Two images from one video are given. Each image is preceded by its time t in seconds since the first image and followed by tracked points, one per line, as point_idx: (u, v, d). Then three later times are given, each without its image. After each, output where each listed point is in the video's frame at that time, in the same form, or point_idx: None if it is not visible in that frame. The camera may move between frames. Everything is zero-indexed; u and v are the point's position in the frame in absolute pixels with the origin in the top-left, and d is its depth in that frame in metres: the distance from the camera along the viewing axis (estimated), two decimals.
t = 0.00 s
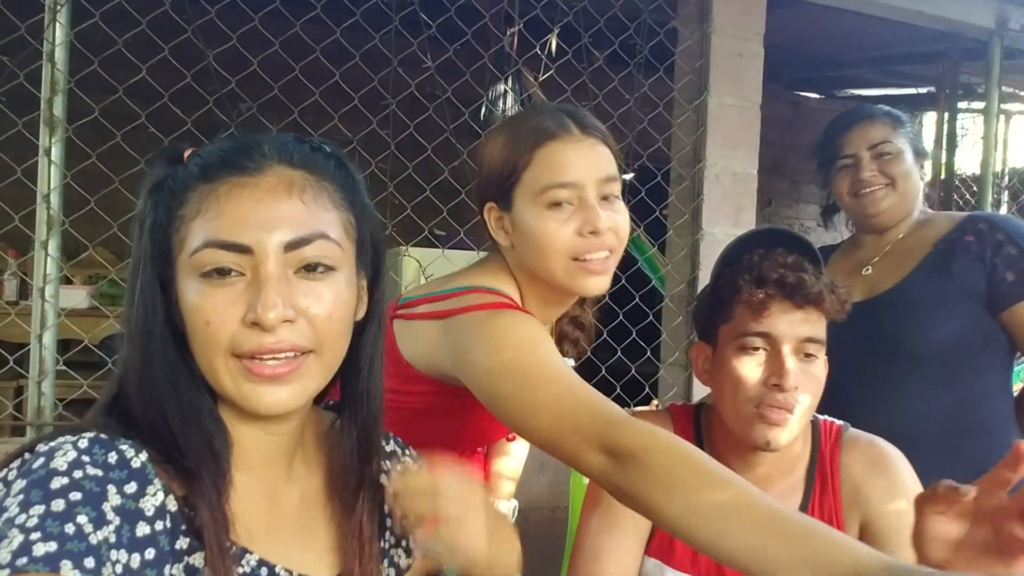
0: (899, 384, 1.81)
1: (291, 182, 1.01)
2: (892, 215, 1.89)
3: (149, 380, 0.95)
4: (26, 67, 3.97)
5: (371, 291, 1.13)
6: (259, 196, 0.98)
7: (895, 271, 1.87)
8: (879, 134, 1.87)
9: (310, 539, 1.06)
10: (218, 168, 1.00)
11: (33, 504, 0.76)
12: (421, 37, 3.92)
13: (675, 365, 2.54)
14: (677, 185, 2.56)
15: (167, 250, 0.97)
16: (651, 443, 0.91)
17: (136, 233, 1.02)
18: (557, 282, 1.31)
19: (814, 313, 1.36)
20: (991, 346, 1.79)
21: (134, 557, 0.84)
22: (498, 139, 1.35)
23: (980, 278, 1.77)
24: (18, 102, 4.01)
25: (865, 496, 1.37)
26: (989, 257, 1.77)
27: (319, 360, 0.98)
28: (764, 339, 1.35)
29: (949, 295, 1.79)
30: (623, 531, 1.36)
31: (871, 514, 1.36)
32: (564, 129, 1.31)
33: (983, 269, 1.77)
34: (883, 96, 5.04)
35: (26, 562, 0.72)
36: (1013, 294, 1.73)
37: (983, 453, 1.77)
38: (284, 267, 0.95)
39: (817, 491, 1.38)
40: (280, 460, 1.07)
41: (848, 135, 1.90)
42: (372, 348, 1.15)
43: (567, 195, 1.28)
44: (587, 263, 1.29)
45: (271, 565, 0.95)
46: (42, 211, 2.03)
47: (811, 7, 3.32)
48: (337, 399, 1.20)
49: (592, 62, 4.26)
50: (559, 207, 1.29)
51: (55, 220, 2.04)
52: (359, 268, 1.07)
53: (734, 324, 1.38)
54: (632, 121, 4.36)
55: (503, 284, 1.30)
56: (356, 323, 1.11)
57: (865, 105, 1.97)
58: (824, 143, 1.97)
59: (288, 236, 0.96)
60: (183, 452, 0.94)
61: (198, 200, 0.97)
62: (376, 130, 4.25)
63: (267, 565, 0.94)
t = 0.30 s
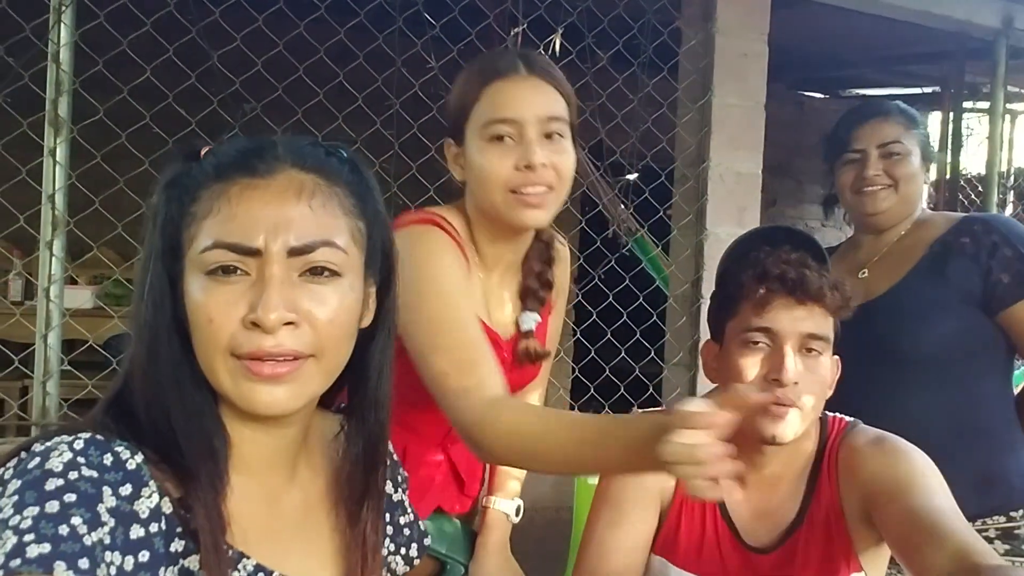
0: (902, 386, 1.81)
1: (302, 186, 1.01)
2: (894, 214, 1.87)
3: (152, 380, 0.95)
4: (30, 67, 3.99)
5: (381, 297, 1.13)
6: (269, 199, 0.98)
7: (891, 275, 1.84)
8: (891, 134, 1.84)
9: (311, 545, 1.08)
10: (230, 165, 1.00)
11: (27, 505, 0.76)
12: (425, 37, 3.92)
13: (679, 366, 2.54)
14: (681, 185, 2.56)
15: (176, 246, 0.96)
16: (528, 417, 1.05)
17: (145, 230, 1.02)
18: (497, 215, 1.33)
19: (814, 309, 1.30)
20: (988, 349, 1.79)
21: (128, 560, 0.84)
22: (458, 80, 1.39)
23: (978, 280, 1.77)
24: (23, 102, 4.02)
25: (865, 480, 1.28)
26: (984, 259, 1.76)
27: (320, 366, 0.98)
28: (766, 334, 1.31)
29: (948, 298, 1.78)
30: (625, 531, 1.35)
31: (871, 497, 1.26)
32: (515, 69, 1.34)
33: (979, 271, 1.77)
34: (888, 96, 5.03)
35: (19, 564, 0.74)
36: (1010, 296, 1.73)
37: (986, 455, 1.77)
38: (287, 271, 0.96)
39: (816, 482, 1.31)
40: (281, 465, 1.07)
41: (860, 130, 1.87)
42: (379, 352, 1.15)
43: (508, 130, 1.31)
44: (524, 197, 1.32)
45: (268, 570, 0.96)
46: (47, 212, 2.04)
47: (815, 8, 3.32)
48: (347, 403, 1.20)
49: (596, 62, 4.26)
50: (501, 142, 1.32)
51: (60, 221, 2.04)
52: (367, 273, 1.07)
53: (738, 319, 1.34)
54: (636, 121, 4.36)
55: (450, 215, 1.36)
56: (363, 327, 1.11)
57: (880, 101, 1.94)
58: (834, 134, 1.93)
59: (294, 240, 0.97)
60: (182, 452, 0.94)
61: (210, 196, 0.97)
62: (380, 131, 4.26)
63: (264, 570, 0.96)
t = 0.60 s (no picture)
0: (906, 387, 1.81)
1: (300, 186, 1.01)
2: (898, 215, 1.86)
3: (151, 382, 0.95)
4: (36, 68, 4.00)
5: (381, 299, 1.13)
6: (266, 200, 0.98)
7: (898, 274, 1.85)
8: (903, 135, 1.82)
9: (311, 548, 1.08)
10: (226, 167, 1.00)
11: (26, 510, 0.77)
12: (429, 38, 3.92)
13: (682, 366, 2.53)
14: (685, 185, 2.56)
15: (173, 248, 0.97)
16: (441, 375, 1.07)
17: (143, 231, 1.02)
18: (439, 164, 1.53)
19: (796, 306, 1.27)
20: (995, 351, 1.78)
21: (128, 563, 0.84)
22: (409, 42, 1.58)
23: (984, 282, 1.76)
24: (28, 103, 4.03)
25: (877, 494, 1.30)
26: (990, 259, 1.75)
27: (320, 365, 0.98)
28: (747, 333, 1.28)
29: (953, 299, 1.77)
30: (623, 538, 1.35)
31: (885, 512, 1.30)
32: (468, 38, 1.54)
33: (985, 273, 1.76)
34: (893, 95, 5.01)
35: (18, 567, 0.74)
36: (1015, 297, 1.72)
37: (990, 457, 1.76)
38: (286, 272, 0.96)
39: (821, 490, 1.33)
40: (281, 467, 1.07)
41: (874, 127, 1.84)
42: (379, 353, 1.15)
43: (457, 93, 1.51)
44: (467, 150, 1.51)
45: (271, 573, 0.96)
46: (52, 213, 2.04)
47: (820, 7, 3.31)
48: (350, 404, 1.19)
49: (600, 62, 4.25)
50: (451, 102, 1.51)
51: (64, 221, 2.05)
52: (367, 274, 1.07)
53: (717, 321, 1.31)
54: (640, 121, 4.35)
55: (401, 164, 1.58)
56: (363, 328, 1.11)
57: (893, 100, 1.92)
58: (846, 129, 1.92)
59: (292, 241, 0.97)
60: (181, 456, 0.94)
61: (206, 197, 0.97)
62: (385, 131, 4.26)
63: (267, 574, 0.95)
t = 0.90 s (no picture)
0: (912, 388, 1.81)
1: (307, 188, 1.01)
2: (913, 217, 1.85)
3: (154, 382, 0.95)
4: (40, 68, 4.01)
5: (384, 300, 1.13)
6: (272, 202, 0.98)
7: (909, 273, 1.85)
8: (926, 138, 1.82)
9: (315, 547, 1.08)
10: (231, 168, 1.00)
11: (29, 510, 0.77)
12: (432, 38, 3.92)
13: (686, 366, 2.53)
14: (688, 186, 2.56)
15: (178, 248, 0.96)
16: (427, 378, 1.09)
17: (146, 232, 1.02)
18: (400, 161, 1.59)
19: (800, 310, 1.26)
20: (1007, 353, 1.75)
21: (131, 564, 0.84)
22: (384, 42, 1.63)
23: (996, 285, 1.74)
24: (32, 103, 4.04)
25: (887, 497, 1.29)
26: (1000, 262, 1.72)
27: (324, 366, 0.98)
28: (755, 338, 1.27)
29: (961, 300, 1.77)
30: (630, 537, 1.33)
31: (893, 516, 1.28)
32: (438, 49, 1.60)
33: (995, 275, 1.73)
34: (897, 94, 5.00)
35: (21, 567, 0.74)
36: None
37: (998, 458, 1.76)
38: (292, 274, 0.96)
39: (832, 491, 1.30)
40: (284, 468, 1.07)
41: (897, 127, 1.84)
42: (381, 353, 1.15)
43: (427, 100, 1.57)
44: (428, 153, 1.58)
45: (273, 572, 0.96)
46: (57, 213, 2.05)
47: (823, 7, 3.31)
48: (350, 404, 1.20)
49: (602, 62, 4.25)
50: (420, 107, 1.58)
51: (68, 221, 2.05)
52: (370, 276, 1.07)
53: (726, 325, 1.30)
54: (642, 121, 4.34)
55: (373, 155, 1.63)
56: (365, 330, 1.11)
57: (918, 99, 1.91)
58: (869, 126, 1.91)
59: (298, 243, 0.97)
60: (184, 457, 0.94)
61: (211, 198, 0.97)
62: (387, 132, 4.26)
63: (269, 573, 0.95)
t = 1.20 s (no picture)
0: (919, 388, 1.80)
1: (310, 188, 1.01)
2: (927, 220, 1.85)
3: (158, 382, 0.95)
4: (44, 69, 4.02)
5: (386, 299, 1.13)
6: (276, 201, 0.98)
7: (924, 273, 1.84)
8: (943, 140, 1.81)
9: (318, 546, 1.08)
10: (233, 168, 1.00)
11: (34, 510, 0.77)
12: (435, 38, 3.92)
13: (689, 366, 2.53)
14: (691, 185, 2.55)
15: (181, 248, 0.96)
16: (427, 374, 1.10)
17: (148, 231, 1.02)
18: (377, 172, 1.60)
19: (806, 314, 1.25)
20: (1017, 353, 1.75)
21: (135, 564, 0.84)
22: (359, 54, 1.64)
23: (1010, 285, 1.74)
24: (37, 104, 4.05)
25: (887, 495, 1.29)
26: (1016, 263, 1.74)
27: (328, 365, 0.98)
28: (758, 343, 1.27)
29: (968, 302, 1.77)
30: (632, 535, 1.33)
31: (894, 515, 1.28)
32: (408, 60, 1.61)
33: (1011, 276, 1.74)
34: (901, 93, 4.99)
35: (26, 567, 0.74)
36: None
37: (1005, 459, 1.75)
38: (296, 273, 0.96)
39: (832, 488, 1.31)
40: (288, 467, 1.07)
41: (915, 127, 1.83)
42: (384, 353, 1.15)
43: (400, 111, 1.59)
44: (403, 162, 1.59)
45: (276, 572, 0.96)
46: (60, 213, 2.05)
47: (826, 6, 3.30)
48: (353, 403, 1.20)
49: (606, 61, 4.25)
50: (393, 118, 1.59)
51: (71, 221, 2.05)
52: (373, 276, 1.07)
53: (729, 330, 1.30)
54: (645, 121, 4.34)
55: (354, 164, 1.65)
56: (368, 329, 1.11)
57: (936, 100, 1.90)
58: (887, 124, 1.91)
59: (302, 242, 0.97)
60: (187, 456, 0.94)
61: (214, 198, 0.97)
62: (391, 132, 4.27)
63: (272, 572, 0.96)
